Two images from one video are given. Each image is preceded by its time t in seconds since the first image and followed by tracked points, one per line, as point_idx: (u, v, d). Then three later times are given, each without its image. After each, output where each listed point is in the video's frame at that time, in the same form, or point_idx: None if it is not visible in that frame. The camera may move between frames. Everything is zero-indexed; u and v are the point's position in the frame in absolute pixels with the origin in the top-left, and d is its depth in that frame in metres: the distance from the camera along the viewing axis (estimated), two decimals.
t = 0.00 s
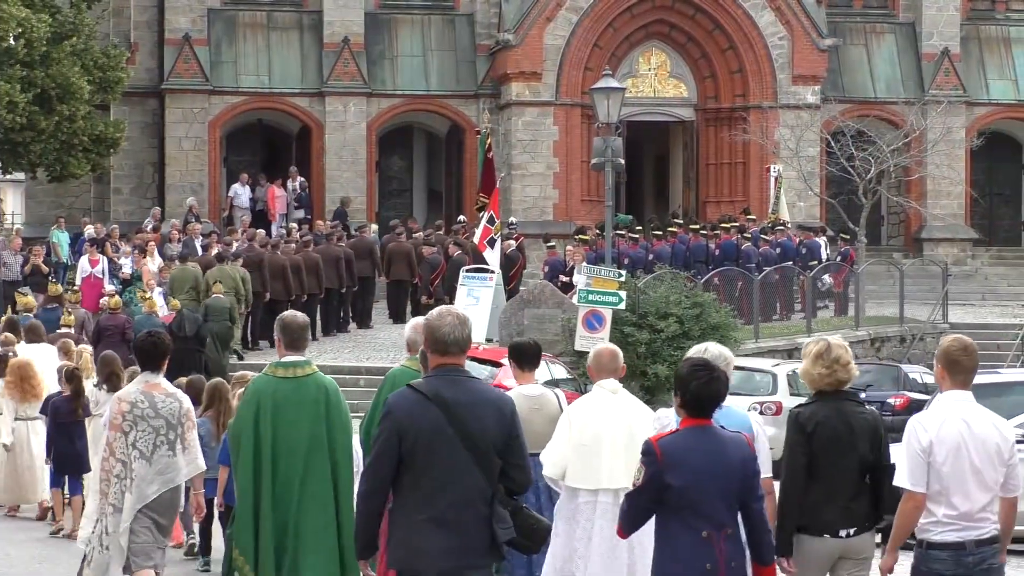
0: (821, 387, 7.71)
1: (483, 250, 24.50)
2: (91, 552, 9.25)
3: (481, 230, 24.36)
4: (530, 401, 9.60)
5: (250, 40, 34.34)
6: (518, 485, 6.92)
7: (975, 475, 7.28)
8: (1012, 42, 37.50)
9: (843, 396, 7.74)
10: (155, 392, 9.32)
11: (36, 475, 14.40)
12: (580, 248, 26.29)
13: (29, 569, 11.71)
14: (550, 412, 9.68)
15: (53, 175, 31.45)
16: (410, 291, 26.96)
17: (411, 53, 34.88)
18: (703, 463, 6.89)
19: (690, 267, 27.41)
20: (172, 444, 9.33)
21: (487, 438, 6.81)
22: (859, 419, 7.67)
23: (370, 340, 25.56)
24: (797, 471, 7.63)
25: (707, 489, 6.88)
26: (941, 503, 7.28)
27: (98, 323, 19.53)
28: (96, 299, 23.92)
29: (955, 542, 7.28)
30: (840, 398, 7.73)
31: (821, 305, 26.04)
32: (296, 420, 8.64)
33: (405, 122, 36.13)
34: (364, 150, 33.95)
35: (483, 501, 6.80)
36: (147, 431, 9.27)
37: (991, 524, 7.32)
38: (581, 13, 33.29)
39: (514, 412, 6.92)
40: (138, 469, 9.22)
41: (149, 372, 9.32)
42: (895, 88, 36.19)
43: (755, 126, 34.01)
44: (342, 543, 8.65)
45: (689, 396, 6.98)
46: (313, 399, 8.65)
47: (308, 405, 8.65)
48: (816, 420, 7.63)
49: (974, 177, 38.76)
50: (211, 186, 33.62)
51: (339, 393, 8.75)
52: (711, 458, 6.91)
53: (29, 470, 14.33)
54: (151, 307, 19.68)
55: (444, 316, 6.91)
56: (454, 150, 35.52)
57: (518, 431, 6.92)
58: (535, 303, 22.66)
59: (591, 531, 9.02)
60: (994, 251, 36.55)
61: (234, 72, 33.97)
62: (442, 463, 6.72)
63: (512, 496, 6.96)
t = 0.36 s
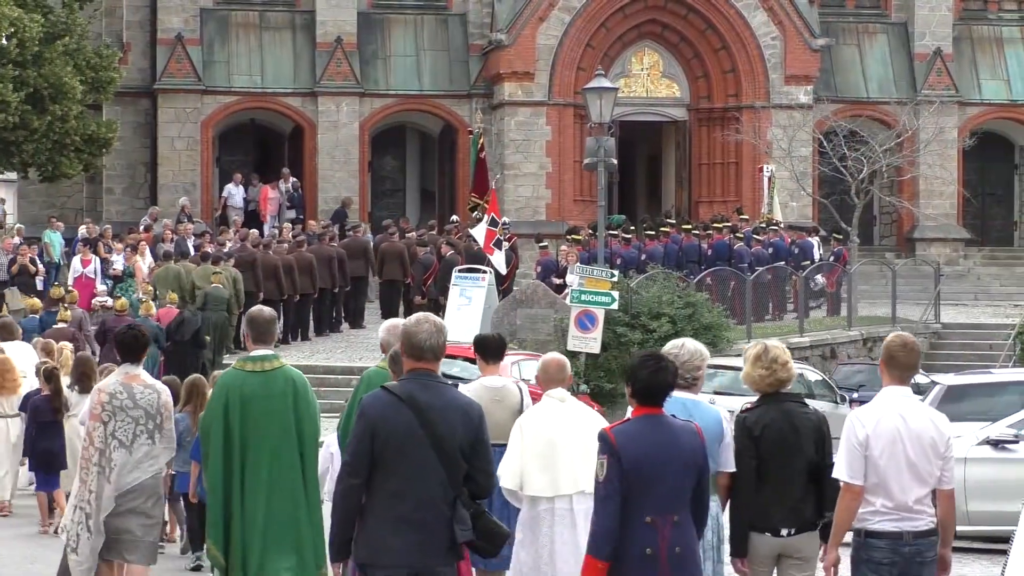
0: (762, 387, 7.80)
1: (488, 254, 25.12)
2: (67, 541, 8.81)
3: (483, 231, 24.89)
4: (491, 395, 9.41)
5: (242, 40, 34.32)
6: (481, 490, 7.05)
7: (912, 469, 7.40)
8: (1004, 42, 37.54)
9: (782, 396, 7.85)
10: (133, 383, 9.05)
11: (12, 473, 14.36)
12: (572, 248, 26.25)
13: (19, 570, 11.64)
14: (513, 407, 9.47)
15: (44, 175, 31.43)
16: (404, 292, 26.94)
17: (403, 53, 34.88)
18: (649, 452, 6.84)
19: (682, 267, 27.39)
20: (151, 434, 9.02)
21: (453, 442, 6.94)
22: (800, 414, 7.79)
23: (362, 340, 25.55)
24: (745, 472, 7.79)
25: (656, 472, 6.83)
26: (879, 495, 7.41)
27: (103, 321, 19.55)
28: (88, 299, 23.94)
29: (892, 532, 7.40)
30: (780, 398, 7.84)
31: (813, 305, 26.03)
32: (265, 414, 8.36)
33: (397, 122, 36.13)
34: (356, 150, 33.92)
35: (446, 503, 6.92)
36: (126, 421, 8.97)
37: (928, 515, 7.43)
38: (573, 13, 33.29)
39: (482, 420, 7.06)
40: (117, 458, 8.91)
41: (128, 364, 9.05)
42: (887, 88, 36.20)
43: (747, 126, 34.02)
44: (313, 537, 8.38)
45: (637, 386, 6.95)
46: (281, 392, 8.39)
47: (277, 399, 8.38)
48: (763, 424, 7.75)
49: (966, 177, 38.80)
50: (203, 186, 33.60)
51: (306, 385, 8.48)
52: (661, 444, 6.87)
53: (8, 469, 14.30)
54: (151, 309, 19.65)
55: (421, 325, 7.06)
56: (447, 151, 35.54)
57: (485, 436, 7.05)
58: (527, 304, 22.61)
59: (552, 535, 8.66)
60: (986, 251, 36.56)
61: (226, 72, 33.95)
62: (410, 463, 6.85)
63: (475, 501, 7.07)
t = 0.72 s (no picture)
0: (721, 384, 8.02)
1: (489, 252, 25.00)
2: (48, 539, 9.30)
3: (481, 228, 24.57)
4: (463, 394, 10.05)
5: (234, 40, 34.31)
6: (448, 479, 7.26)
7: (863, 466, 7.63)
8: (996, 42, 37.57)
9: (742, 394, 8.07)
10: (105, 385, 9.41)
11: None
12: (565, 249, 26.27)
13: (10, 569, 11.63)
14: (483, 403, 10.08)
15: (36, 176, 31.40)
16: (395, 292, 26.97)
17: (396, 53, 34.88)
18: (596, 450, 7.00)
19: (675, 268, 27.39)
20: (121, 434, 9.44)
21: (422, 433, 7.14)
22: (757, 410, 8.03)
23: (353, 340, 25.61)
24: (698, 465, 8.01)
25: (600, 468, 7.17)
26: (833, 493, 7.64)
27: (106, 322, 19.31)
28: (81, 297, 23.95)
29: (850, 530, 7.65)
30: (738, 396, 8.06)
31: (806, 305, 26.05)
32: (241, 417, 8.82)
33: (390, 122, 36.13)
34: (349, 150, 33.93)
35: (417, 493, 7.11)
36: (97, 423, 9.37)
37: (880, 512, 7.69)
38: (566, 13, 33.28)
39: (447, 411, 7.26)
40: (89, 458, 9.34)
41: (101, 366, 9.41)
42: (879, 88, 36.22)
43: (739, 126, 34.05)
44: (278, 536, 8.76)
45: (581, 389, 7.07)
46: (260, 395, 8.84)
47: (255, 404, 8.84)
48: (716, 418, 7.98)
49: (959, 177, 38.83)
50: (195, 186, 33.58)
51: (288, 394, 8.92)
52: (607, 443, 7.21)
53: None
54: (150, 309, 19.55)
55: (387, 320, 7.21)
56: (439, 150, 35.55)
57: (451, 426, 7.26)
58: (520, 304, 22.62)
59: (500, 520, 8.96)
60: (978, 251, 36.58)
61: (218, 73, 33.93)
62: (383, 454, 7.03)
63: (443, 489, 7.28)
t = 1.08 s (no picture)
0: (698, 383, 8.17)
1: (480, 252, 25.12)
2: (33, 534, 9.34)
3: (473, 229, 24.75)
4: (441, 393, 9.94)
5: (228, 41, 34.31)
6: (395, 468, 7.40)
7: (823, 457, 7.92)
8: (990, 42, 37.59)
9: (717, 390, 8.21)
10: (87, 384, 9.44)
11: None
12: (559, 249, 26.29)
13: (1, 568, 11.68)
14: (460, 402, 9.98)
15: (30, 178, 31.39)
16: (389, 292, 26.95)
17: (389, 54, 34.88)
18: (560, 448, 7.10)
19: (669, 268, 27.41)
20: (103, 431, 9.44)
21: (369, 427, 7.29)
22: (729, 408, 8.17)
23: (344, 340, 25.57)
24: (674, 459, 8.12)
25: (567, 467, 7.08)
26: (794, 483, 7.92)
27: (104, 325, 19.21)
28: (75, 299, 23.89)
29: (809, 519, 7.92)
30: (716, 391, 8.20)
31: (799, 305, 26.07)
32: (230, 412, 8.91)
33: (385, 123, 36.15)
34: (343, 151, 33.95)
35: (366, 486, 7.25)
36: (79, 420, 9.37)
37: (838, 502, 7.98)
38: (559, 14, 33.27)
39: (394, 402, 7.42)
40: (72, 455, 9.33)
41: (83, 364, 9.44)
42: (873, 88, 36.24)
43: (733, 126, 34.07)
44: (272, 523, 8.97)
45: (555, 386, 7.18)
46: (244, 390, 8.93)
47: (241, 398, 8.93)
48: (682, 413, 8.11)
49: (952, 177, 38.88)
50: (189, 187, 33.57)
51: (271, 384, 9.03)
52: (572, 442, 7.12)
53: None
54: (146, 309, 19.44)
55: (329, 320, 7.38)
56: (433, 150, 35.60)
57: (398, 417, 7.41)
58: (514, 304, 22.60)
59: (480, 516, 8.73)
60: (972, 250, 36.61)
61: (212, 74, 33.93)
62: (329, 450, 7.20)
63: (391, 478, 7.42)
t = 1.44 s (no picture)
0: (658, 384, 8.23)
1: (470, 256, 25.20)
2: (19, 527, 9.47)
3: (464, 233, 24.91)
4: (416, 391, 10.06)
5: (222, 42, 34.30)
6: (361, 472, 7.47)
7: (769, 458, 7.77)
8: (984, 42, 37.61)
9: (675, 394, 8.29)
10: (76, 382, 9.59)
11: None
12: (553, 249, 26.29)
13: None
14: (435, 399, 10.09)
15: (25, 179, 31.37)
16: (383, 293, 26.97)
17: (383, 55, 34.86)
18: (540, 441, 7.35)
19: (664, 269, 27.41)
20: (90, 429, 9.58)
21: (330, 430, 7.38)
22: (686, 408, 8.26)
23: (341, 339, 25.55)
24: (637, 461, 8.17)
25: (545, 458, 7.33)
26: (740, 484, 7.75)
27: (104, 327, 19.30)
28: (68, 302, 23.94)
29: (751, 518, 7.76)
30: (673, 396, 8.29)
31: (794, 306, 26.05)
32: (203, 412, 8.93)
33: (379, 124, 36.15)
34: (337, 151, 33.94)
35: (327, 482, 7.37)
36: (68, 417, 9.52)
37: (781, 502, 7.82)
38: (553, 14, 33.25)
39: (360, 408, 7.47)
40: (60, 451, 9.48)
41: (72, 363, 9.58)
42: (867, 88, 36.25)
43: (727, 127, 34.08)
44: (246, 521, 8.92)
45: (534, 382, 7.45)
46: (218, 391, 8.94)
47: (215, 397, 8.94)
48: (638, 419, 8.19)
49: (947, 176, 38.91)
50: (184, 188, 33.55)
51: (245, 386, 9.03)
52: (550, 434, 7.37)
53: None
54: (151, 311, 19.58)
55: (300, 324, 7.53)
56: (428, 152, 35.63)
57: (362, 422, 7.47)
58: (509, 305, 22.53)
59: (455, 506, 8.93)
60: (966, 250, 36.64)
61: (206, 75, 33.89)
62: (289, 452, 7.33)
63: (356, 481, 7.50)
